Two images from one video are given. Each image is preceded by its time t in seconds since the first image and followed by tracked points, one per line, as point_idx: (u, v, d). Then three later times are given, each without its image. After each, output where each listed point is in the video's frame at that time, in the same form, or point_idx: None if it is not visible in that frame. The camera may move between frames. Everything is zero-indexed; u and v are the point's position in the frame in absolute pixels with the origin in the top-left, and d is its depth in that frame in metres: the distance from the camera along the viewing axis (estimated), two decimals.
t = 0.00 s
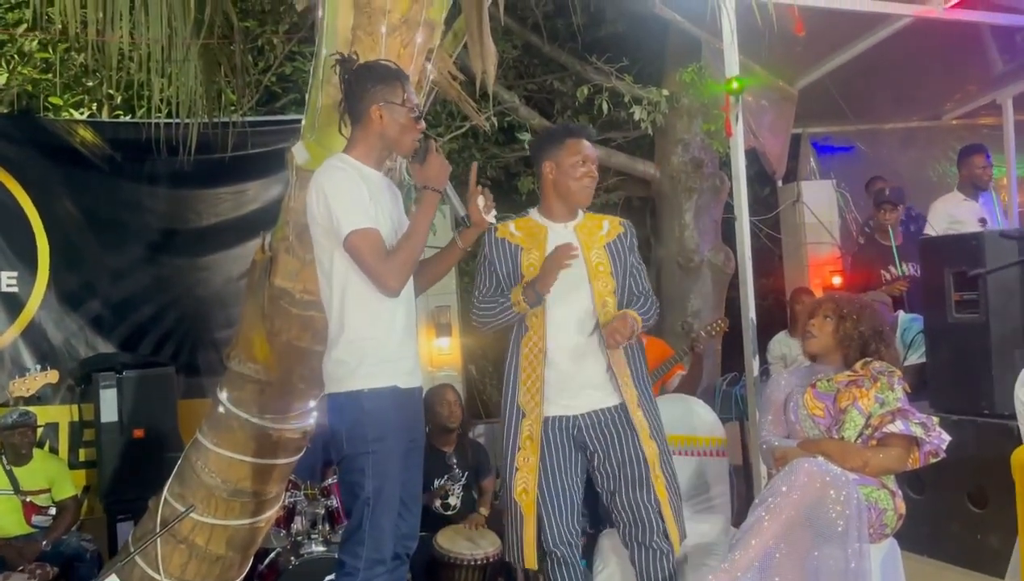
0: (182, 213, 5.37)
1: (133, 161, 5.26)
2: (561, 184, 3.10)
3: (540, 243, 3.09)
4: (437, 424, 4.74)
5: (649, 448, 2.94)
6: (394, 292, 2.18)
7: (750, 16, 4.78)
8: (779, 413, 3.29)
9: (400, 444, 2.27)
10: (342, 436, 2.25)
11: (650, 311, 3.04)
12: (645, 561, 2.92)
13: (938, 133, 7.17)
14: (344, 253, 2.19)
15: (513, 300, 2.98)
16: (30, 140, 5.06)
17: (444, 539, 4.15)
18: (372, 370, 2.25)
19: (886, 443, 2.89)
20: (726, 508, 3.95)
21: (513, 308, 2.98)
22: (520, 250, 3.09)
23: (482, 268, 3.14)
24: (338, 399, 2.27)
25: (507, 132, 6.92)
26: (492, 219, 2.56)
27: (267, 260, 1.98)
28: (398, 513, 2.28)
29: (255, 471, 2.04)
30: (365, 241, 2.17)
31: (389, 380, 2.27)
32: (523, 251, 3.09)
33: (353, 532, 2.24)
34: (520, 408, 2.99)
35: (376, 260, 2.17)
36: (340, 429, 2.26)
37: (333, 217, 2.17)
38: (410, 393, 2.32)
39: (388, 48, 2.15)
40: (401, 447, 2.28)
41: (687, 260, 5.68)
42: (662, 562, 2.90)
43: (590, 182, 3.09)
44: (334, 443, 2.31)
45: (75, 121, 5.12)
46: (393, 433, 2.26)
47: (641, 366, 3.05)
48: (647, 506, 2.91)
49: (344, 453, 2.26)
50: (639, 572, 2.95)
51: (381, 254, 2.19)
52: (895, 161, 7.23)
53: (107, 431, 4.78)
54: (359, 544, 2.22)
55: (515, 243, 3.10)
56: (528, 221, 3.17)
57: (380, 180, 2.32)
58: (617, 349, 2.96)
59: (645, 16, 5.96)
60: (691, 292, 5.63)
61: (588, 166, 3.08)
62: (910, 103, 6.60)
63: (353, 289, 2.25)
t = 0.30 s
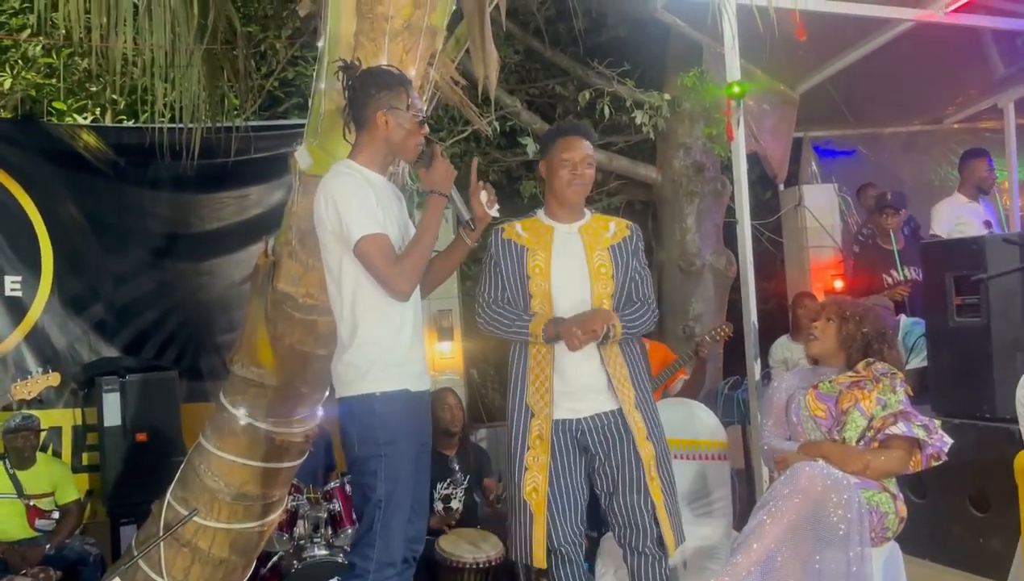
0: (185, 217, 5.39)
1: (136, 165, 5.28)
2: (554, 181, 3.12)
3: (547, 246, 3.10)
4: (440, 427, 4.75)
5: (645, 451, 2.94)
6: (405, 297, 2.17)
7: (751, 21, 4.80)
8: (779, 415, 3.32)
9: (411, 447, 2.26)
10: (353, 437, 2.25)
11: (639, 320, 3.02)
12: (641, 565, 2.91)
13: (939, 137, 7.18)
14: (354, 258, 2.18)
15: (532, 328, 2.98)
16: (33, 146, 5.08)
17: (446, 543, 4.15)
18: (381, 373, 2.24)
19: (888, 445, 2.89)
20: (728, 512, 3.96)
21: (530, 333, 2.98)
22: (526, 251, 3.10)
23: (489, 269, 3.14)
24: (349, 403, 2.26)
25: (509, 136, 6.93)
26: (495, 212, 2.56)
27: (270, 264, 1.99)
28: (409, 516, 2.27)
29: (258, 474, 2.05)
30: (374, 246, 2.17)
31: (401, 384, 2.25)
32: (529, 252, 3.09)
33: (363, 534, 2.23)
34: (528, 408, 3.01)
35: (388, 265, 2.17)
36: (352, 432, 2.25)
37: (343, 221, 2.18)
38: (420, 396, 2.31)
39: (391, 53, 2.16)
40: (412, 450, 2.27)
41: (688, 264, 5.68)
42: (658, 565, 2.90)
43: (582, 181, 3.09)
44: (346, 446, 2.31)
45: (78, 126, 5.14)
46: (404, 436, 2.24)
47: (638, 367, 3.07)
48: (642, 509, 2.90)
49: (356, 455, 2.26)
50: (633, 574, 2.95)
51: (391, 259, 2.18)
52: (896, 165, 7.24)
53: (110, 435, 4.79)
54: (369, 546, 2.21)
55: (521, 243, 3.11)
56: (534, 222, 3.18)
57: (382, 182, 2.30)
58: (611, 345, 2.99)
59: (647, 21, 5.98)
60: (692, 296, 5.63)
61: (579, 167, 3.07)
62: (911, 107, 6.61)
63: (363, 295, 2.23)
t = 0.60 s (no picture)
0: (189, 221, 5.40)
1: (140, 169, 5.29)
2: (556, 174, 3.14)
3: (563, 247, 3.11)
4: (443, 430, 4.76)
5: (658, 460, 2.92)
6: (407, 300, 2.22)
7: (753, 25, 4.81)
8: (780, 422, 3.31)
9: (417, 451, 2.28)
10: (360, 441, 2.28)
11: (670, 323, 2.98)
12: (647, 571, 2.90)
13: (942, 140, 7.17)
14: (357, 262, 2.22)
15: (529, 324, 3.02)
16: (38, 150, 5.09)
17: (449, 546, 4.15)
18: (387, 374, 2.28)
19: (890, 447, 2.90)
20: (732, 515, 3.96)
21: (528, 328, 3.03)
22: (541, 251, 3.14)
23: (507, 270, 3.20)
24: (355, 405, 2.29)
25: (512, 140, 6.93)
26: (496, 207, 2.53)
27: (273, 267, 2.00)
28: (417, 519, 2.29)
29: (262, 478, 2.05)
30: (376, 251, 2.21)
31: (406, 387, 2.29)
32: (543, 253, 3.13)
33: (372, 536, 2.25)
34: (539, 409, 3.04)
35: (391, 270, 2.21)
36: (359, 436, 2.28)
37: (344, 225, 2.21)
38: (426, 399, 2.33)
39: (394, 57, 2.13)
40: (419, 453, 2.29)
41: (691, 268, 5.69)
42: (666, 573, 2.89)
43: (579, 176, 3.09)
44: (354, 450, 2.34)
45: (82, 130, 5.15)
46: (411, 440, 2.27)
47: (659, 375, 3.02)
48: (651, 517, 2.89)
49: (364, 458, 2.29)
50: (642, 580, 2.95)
51: (393, 263, 2.22)
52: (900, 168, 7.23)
53: (114, 438, 4.81)
54: (377, 548, 2.23)
55: (537, 244, 3.14)
56: (553, 222, 3.20)
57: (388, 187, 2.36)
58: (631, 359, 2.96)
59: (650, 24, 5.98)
60: (695, 300, 5.64)
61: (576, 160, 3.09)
62: (914, 110, 6.61)
63: (366, 298, 2.27)
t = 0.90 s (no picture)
0: (193, 224, 5.41)
1: (144, 172, 5.30)
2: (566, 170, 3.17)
3: (579, 246, 3.13)
4: (446, 432, 4.76)
5: (652, 460, 2.88)
6: (403, 304, 2.24)
7: (756, 28, 4.81)
8: (785, 422, 3.38)
9: (415, 455, 2.29)
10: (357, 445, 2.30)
11: (673, 322, 2.94)
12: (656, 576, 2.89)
13: (946, 142, 7.15)
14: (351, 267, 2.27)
15: (552, 320, 3.03)
16: (42, 153, 5.09)
17: (452, 549, 4.15)
18: (384, 378, 2.29)
19: (892, 449, 2.88)
20: (735, 518, 3.96)
21: (551, 327, 3.04)
22: (558, 251, 3.16)
23: (529, 269, 3.25)
24: (353, 409, 2.31)
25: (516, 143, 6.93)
26: (495, 236, 2.57)
27: (277, 270, 1.96)
28: (414, 524, 2.29)
29: (264, 480, 2.03)
30: (373, 255, 2.23)
31: (404, 391, 2.30)
32: (561, 252, 3.15)
33: (369, 541, 2.26)
34: (559, 408, 3.08)
35: (389, 274, 2.24)
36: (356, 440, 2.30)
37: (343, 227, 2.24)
38: (424, 403, 2.35)
39: (397, 62, 2.05)
40: (416, 457, 2.29)
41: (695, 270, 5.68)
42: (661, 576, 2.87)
43: (587, 178, 3.09)
44: (352, 454, 2.35)
45: (87, 133, 5.16)
46: (408, 444, 2.28)
47: (670, 371, 2.99)
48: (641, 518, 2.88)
49: (361, 462, 2.30)
50: None
51: (391, 266, 2.25)
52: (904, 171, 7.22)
53: (117, 442, 4.81)
54: (373, 553, 2.25)
55: (555, 243, 3.17)
56: (572, 222, 3.21)
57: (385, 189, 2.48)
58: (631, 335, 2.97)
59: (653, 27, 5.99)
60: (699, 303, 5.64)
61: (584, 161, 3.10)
62: (917, 113, 6.60)
63: (365, 300, 2.30)
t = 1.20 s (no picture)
0: (197, 226, 5.42)
1: (148, 174, 5.31)
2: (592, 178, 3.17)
3: (582, 251, 3.13)
4: (448, 435, 4.77)
5: (655, 468, 2.88)
6: (397, 306, 2.31)
7: (759, 30, 4.83)
8: (788, 425, 3.32)
9: (404, 461, 2.31)
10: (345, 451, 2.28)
11: (681, 330, 2.92)
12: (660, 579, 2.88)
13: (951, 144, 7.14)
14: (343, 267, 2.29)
15: (555, 333, 3.06)
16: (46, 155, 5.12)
17: (455, 551, 4.15)
18: (375, 383, 2.32)
19: (897, 454, 2.89)
20: (738, 521, 3.95)
21: (554, 338, 3.07)
22: (563, 257, 3.17)
23: (535, 275, 3.24)
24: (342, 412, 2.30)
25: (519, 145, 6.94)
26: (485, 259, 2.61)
27: (280, 272, 1.94)
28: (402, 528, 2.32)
29: (268, 482, 1.91)
30: (366, 257, 2.29)
31: (394, 396, 2.34)
32: (564, 259, 3.16)
33: (357, 545, 2.28)
34: (567, 412, 3.08)
35: (380, 277, 2.29)
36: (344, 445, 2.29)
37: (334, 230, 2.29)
38: (414, 408, 2.38)
39: (401, 64, 1.99)
40: (405, 463, 2.32)
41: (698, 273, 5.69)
42: None
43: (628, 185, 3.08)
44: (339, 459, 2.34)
45: (91, 136, 5.17)
46: (397, 450, 2.30)
47: (679, 381, 2.98)
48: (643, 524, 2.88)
49: (348, 468, 2.30)
50: None
51: (383, 269, 2.30)
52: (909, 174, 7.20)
53: (121, 443, 4.83)
54: (363, 558, 2.26)
55: (559, 250, 3.18)
56: (576, 228, 3.22)
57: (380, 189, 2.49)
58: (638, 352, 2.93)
59: (656, 30, 6.00)
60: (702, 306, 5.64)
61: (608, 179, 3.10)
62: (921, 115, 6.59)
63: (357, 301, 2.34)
